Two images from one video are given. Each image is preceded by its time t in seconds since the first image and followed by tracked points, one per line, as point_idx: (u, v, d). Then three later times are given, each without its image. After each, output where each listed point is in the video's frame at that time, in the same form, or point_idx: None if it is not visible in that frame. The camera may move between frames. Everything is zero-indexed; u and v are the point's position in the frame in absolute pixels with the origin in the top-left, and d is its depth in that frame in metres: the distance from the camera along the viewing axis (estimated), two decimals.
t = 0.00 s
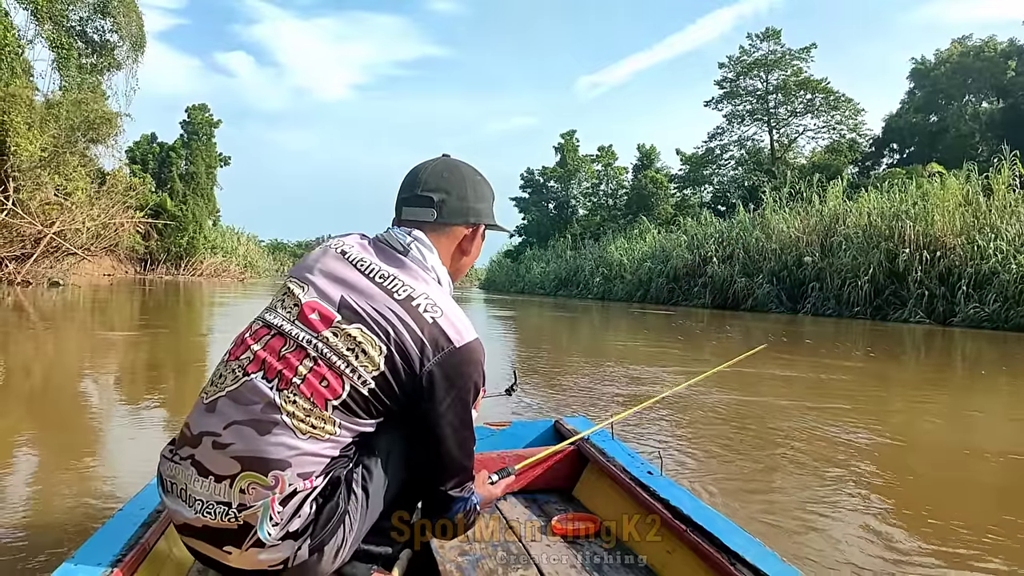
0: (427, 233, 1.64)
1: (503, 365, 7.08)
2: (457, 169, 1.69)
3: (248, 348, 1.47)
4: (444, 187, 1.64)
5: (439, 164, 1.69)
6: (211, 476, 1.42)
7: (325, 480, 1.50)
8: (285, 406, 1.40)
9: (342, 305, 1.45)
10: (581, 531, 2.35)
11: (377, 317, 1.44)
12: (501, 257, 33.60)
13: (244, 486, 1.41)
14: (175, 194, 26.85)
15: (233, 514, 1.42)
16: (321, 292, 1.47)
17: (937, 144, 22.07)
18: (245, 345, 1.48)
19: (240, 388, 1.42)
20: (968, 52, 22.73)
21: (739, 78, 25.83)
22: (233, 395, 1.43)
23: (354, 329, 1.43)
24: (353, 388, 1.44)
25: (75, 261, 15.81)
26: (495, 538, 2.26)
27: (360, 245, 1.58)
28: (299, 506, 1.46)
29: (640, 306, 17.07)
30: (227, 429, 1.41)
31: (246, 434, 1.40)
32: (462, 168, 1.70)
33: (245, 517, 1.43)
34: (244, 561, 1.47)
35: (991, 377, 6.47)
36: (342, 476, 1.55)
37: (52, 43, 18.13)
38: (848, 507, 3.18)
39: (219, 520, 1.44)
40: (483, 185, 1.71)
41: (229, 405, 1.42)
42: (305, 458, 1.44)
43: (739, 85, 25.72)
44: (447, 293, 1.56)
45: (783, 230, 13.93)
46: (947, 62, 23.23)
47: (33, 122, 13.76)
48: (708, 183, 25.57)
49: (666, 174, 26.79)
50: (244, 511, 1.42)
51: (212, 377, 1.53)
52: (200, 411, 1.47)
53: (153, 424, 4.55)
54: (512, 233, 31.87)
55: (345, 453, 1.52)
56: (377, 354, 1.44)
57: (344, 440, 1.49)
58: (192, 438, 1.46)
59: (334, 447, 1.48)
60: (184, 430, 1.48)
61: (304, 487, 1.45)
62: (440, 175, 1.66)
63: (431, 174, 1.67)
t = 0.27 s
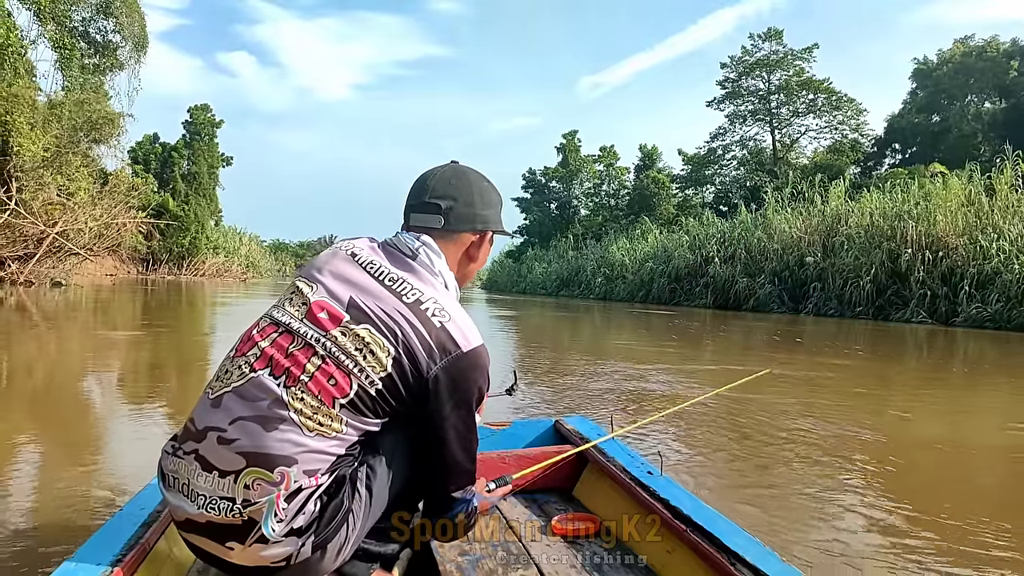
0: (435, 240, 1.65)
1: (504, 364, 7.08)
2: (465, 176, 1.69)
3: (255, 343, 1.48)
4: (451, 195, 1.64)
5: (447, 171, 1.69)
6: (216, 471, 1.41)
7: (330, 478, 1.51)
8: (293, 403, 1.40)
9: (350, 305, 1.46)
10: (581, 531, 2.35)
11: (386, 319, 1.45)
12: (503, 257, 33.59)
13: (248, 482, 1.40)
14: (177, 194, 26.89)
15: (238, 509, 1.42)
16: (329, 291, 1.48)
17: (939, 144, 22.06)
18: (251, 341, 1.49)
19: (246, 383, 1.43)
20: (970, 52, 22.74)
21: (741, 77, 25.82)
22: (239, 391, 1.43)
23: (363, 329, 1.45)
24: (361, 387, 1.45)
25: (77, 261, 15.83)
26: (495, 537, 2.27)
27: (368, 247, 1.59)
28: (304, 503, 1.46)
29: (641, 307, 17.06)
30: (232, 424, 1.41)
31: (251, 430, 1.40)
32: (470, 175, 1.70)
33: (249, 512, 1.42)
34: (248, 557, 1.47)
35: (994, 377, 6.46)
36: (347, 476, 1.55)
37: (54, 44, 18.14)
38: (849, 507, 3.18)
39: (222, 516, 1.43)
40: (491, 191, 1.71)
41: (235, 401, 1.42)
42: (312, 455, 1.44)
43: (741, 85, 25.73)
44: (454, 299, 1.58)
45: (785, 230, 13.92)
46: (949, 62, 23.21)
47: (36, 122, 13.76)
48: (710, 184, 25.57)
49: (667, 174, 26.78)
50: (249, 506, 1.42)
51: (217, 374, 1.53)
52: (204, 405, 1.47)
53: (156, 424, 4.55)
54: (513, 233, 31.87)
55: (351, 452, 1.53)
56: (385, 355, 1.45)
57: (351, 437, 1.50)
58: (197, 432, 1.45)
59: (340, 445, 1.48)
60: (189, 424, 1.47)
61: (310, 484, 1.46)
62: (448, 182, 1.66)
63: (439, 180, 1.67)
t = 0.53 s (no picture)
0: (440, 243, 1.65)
1: (505, 364, 7.09)
2: (472, 180, 1.69)
3: (260, 342, 1.47)
4: (457, 198, 1.65)
5: (454, 175, 1.70)
6: (220, 469, 1.41)
7: (333, 478, 1.51)
8: (299, 402, 1.40)
9: (357, 306, 1.46)
10: (581, 531, 2.35)
11: (392, 320, 1.46)
12: (505, 257, 33.59)
13: (252, 481, 1.40)
14: (179, 195, 26.92)
15: (241, 507, 1.42)
16: (335, 292, 1.48)
17: (941, 143, 22.02)
18: (257, 340, 1.48)
19: (251, 382, 1.42)
20: (972, 50, 22.71)
21: (743, 76, 25.81)
22: (244, 390, 1.42)
23: (369, 329, 1.45)
24: (366, 388, 1.45)
25: (79, 262, 15.86)
26: (495, 537, 2.26)
27: (374, 249, 1.59)
28: (308, 502, 1.47)
29: (643, 306, 17.05)
30: (237, 422, 1.40)
31: (257, 429, 1.39)
32: (477, 180, 1.71)
33: (253, 511, 1.42)
34: (250, 555, 1.47)
35: (996, 375, 6.45)
36: (349, 476, 1.55)
37: (56, 45, 18.14)
38: (851, 506, 3.18)
39: (225, 514, 1.43)
40: (497, 197, 1.71)
41: (240, 400, 1.42)
42: (316, 454, 1.44)
43: (742, 84, 25.71)
44: (460, 302, 1.58)
45: (787, 229, 13.92)
46: (951, 60, 23.17)
47: (38, 124, 13.76)
48: (711, 183, 25.55)
49: (669, 173, 26.75)
50: (252, 505, 1.42)
51: (221, 372, 1.52)
52: (209, 403, 1.47)
53: (158, 425, 4.56)
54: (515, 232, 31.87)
55: (354, 453, 1.53)
56: (392, 356, 1.45)
57: (355, 438, 1.50)
58: (200, 430, 1.45)
59: (344, 444, 1.48)
60: (192, 421, 1.47)
61: (313, 483, 1.46)
62: (455, 185, 1.67)
63: (446, 184, 1.68)
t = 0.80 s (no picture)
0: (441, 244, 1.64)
1: (506, 364, 7.09)
2: (474, 181, 1.69)
3: (262, 342, 1.47)
4: (459, 198, 1.65)
5: (456, 176, 1.70)
6: (221, 469, 1.41)
7: (334, 479, 1.51)
8: (301, 403, 1.41)
9: (358, 306, 1.46)
10: (581, 531, 2.35)
11: (394, 320, 1.46)
12: (506, 257, 33.58)
13: (253, 481, 1.40)
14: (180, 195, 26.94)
15: (242, 508, 1.42)
16: (337, 291, 1.48)
17: (943, 142, 21.99)
18: (259, 340, 1.48)
19: (252, 382, 1.42)
20: (974, 49, 22.71)
21: (744, 76, 25.81)
22: (246, 390, 1.42)
23: (370, 330, 1.45)
24: (368, 389, 1.45)
25: (81, 262, 15.87)
26: (495, 537, 2.26)
27: (377, 249, 1.60)
28: (309, 503, 1.47)
29: (645, 306, 17.04)
30: (238, 422, 1.40)
31: (258, 429, 1.39)
32: (479, 180, 1.70)
33: (253, 512, 1.42)
34: (251, 556, 1.47)
35: (998, 375, 6.44)
36: (350, 477, 1.55)
37: (58, 45, 18.18)
38: (852, 506, 3.17)
39: (226, 515, 1.43)
40: (499, 196, 1.71)
41: (242, 400, 1.42)
42: (317, 455, 1.44)
43: (743, 83, 25.71)
44: (462, 304, 1.58)
45: (788, 229, 13.91)
46: (952, 59, 23.16)
47: (39, 125, 13.75)
48: (713, 182, 25.55)
49: (670, 172, 26.74)
50: (253, 506, 1.42)
51: (223, 371, 1.52)
52: (210, 403, 1.47)
53: (160, 425, 4.57)
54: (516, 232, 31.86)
55: (355, 453, 1.53)
56: (393, 357, 1.45)
57: (355, 439, 1.50)
58: (201, 430, 1.45)
59: (345, 445, 1.49)
60: (193, 422, 1.47)
61: (314, 484, 1.46)
62: (456, 186, 1.67)
63: (448, 185, 1.68)
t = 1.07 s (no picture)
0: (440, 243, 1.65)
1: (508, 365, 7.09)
2: (473, 179, 1.69)
3: (259, 342, 1.48)
4: (458, 197, 1.65)
5: (455, 174, 1.70)
6: (216, 472, 1.41)
7: (330, 480, 1.51)
8: (295, 404, 1.40)
9: (354, 305, 1.46)
10: (581, 531, 2.35)
11: (389, 320, 1.46)
12: (508, 257, 33.58)
13: (249, 483, 1.40)
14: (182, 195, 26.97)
15: (238, 510, 1.42)
16: (332, 291, 1.48)
17: (945, 142, 21.96)
18: (255, 340, 1.49)
19: (248, 384, 1.43)
20: (976, 49, 22.73)
21: (745, 76, 25.80)
22: (242, 391, 1.43)
23: (365, 330, 1.45)
24: (364, 390, 1.45)
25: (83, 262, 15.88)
26: (495, 537, 2.26)
27: (374, 249, 1.60)
28: (304, 505, 1.47)
29: (646, 306, 17.04)
30: (234, 424, 1.41)
31: (253, 430, 1.39)
32: (478, 178, 1.70)
33: (249, 513, 1.42)
34: (248, 558, 1.47)
35: (999, 375, 6.43)
36: (346, 478, 1.55)
37: (60, 46, 18.19)
38: (853, 506, 3.17)
39: (223, 517, 1.43)
40: (498, 195, 1.71)
41: (238, 400, 1.42)
42: (313, 457, 1.44)
43: (745, 84, 25.70)
44: (459, 303, 1.58)
45: (790, 229, 13.90)
46: (954, 59, 23.13)
47: (41, 125, 13.76)
48: (714, 182, 25.55)
49: (672, 173, 26.73)
50: (249, 508, 1.42)
51: (221, 374, 1.52)
52: (207, 404, 1.47)
53: (161, 425, 4.57)
54: (518, 233, 31.86)
55: (352, 454, 1.53)
56: (388, 356, 1.45)
57: (350, 440, 1.50)
58: (198, 432, 1.45)
59: (341, 447, 1.49)
60: (191, 423, 1.47)
61: (310, 486, 1.46)
62: (455, 184, 1.67)
63: (447, 183, 1.68)
